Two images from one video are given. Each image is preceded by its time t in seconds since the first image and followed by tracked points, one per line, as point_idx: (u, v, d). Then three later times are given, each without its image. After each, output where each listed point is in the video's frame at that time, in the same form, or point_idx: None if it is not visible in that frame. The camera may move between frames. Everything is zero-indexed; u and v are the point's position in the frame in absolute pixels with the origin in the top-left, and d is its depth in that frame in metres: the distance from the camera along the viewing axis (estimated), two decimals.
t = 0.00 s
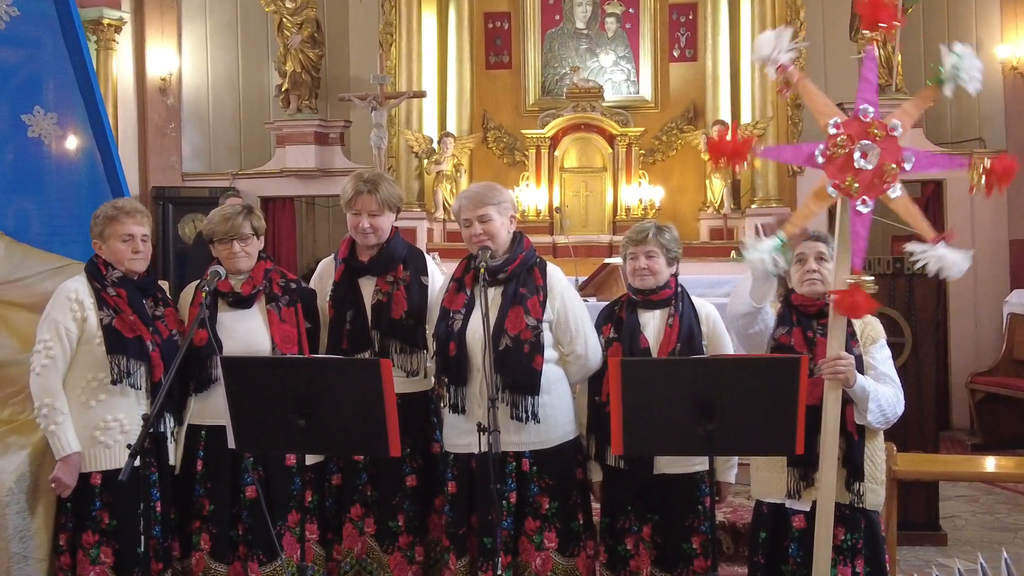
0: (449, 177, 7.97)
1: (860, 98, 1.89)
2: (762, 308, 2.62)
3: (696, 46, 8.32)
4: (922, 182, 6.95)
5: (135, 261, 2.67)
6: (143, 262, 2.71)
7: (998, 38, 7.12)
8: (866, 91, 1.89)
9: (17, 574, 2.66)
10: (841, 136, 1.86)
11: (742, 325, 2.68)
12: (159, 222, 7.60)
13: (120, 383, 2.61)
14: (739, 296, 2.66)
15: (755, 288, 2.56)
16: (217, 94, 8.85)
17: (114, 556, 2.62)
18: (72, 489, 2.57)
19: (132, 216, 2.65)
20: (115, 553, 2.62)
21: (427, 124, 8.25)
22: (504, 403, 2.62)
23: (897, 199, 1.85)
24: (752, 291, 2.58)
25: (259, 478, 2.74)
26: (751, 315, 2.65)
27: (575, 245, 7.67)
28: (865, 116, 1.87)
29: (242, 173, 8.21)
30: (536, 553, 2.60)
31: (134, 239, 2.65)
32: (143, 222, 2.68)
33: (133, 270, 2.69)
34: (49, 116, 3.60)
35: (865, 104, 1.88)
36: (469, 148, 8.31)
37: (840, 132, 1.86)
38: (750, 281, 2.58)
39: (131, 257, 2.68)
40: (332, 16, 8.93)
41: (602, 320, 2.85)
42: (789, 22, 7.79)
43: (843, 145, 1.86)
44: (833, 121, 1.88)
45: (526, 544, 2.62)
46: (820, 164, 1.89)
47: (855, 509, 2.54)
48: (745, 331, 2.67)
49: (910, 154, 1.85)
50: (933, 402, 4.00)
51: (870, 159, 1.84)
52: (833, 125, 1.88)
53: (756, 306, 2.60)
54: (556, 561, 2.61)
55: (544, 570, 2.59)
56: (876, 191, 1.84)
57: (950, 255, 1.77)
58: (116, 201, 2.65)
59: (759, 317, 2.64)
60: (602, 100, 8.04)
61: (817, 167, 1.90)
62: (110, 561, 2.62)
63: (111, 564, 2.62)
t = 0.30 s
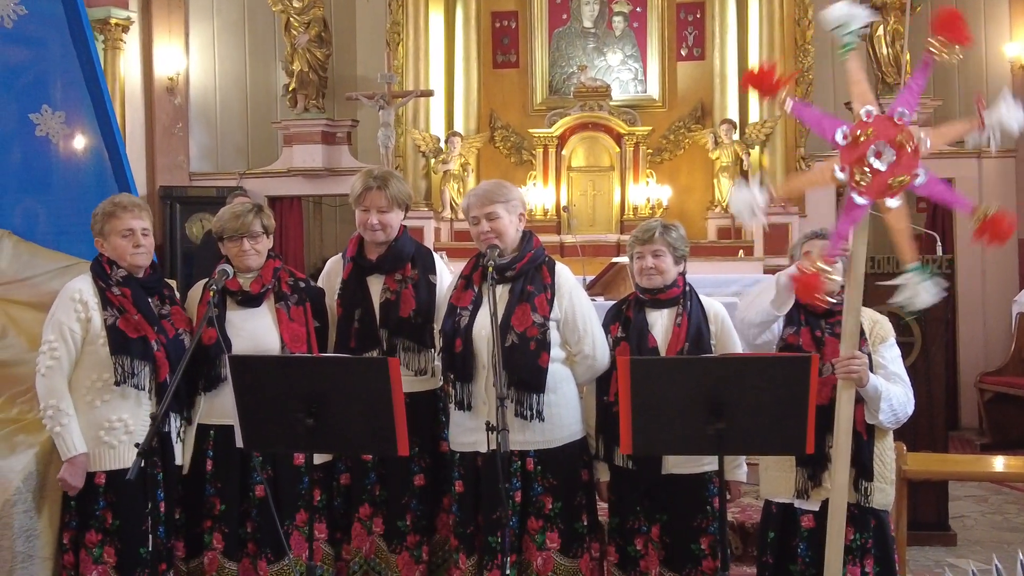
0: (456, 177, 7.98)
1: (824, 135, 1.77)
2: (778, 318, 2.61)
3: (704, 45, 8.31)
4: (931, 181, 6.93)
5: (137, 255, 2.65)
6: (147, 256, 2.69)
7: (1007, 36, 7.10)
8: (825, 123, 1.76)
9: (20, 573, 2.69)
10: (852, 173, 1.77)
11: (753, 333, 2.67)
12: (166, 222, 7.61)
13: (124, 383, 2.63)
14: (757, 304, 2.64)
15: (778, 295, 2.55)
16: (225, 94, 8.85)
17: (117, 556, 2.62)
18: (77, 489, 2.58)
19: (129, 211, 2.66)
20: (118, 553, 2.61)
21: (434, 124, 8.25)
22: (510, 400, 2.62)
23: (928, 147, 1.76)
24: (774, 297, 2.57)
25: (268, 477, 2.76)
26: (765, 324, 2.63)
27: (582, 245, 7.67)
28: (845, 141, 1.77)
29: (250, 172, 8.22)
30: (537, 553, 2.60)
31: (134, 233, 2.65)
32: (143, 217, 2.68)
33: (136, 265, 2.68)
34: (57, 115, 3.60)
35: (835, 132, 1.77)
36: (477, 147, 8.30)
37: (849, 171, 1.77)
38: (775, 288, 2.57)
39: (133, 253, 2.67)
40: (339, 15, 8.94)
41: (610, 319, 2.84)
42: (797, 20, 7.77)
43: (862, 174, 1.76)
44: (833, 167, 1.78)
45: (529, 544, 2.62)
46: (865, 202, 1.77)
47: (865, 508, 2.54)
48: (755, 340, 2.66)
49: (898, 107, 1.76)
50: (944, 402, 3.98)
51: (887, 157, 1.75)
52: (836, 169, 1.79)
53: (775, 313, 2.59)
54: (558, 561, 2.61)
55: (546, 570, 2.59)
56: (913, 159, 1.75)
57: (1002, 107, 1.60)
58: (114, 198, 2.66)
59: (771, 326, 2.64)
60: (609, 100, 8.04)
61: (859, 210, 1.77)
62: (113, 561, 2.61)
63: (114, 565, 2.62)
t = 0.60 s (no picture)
0: (462, 176, 7.95)
1: (832, 191, 1.78)
2: (775, 315, 2.66)
3: (710, 45, 8.29)
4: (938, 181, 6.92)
5: (141, 253, 2.68)
6: (151, 253, 2.71)
7: (1015, 35, 7.07)
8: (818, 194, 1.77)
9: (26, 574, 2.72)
10: (881, 193, 1.76)
11: (755, 334, 2.71)
12: (173, 222, 7.62)
13: (131, 387, 2.64)
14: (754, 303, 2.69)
15: (770, 293, 2.60)
16: (231, 94, 8.86)
17: (123, 559, 2.63)
18: (82, 493, 2.60)
19: (130, 210, 2.66)
20: (124, 555, 2.62)
21: (440, 124, 8.25)
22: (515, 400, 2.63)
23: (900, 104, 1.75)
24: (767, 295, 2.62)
25: (275, 479, 2.80)
26: (765, 323, 2.68)
27: (589, 245, 7.67)
28: (852, 179, 1.77)
29: (256, 173, 8.24)
30: (539, 554, 2.60)
31: (136, 231, 2.66)
32: (144, 216, 2.69)
33: (141, 263, 2.70)
34: (64, 115, 3.62)
35: (838, 181, 1.78)
36: (483, 147, 8.30)
37: (879, 196, 1.76)
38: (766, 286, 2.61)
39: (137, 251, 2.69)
40: (345, 15, 8.93)
41: (617, 319, 2.85)
42: (803, 20, 7.76)
43: (889, 185, 1.74)
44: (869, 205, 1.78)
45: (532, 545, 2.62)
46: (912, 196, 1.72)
47: (873, 509, 2.53)
48: (759, 340, 2.71)
49: (860, 116, 1.77)
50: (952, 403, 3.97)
51: (892, 157, 1.74)
52: (872, 203, 1.78)
53: (771, 312, 2.63)
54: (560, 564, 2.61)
55: (546, 571, 2.59)
56: (907, 132, 1.74)
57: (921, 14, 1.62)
58: (114, 197, 2.67)
59: (772, 325, 2.68)
60: (615, 99, 8.02)
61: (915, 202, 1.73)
62: (119, 562, 2.62)
63: (120, 567, 2.62)
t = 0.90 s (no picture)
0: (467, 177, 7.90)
1: (860, 213, 1.90)
2: (780, 306, 2.75)
3: (715, 45, 8.30)
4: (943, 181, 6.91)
5: (144, 255, 2.70)
6: (155, 255, 2.74)
7: (1019, 35, 7.07)
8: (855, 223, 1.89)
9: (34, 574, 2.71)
10: (904, 183, 1.87)
11: (762, 324, 2.82)
12: (178, 222, 7.63)
13: (133, 390, 2.67)
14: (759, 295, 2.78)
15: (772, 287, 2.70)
16: (236, 95, 8.87)
17: (123, 561, 2.66)
18: (81, 494, 2.63)
19: (133, 212, 2.70)
20: (124, 558, 2.65)
21: (445, 124, 8.26)
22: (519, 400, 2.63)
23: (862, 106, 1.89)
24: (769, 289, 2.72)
25: (279, 481, 2.78)
26: (770, 313, 2.78)
27: (593, 246, 7.66)
28: (873, 194, 1.88)
29: (260, 174, 8.25)
30: (541, 557, 2.60)
31: (139, 233, 2.70)
32: (147, 218, 2.73)
33: (144, 265, 2.73)
34: (68, 116, 3.62)
35: (862, 205, 1.89)
36: (487, 148, 8.30)
37: (905, 188, 1.87)
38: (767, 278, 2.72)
39: (141, 253, 2.72)
40: (350, 16, 8.95)
41: (621, 321, 2.85)
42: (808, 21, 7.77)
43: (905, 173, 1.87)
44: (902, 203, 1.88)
45: (533, 547, 2.62)
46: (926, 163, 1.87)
47: (877, 510, 2.53)
48: (765, 330, 2.82)
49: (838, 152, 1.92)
50: (956, 403, 3.97)
51: (888, 154, 1.88)
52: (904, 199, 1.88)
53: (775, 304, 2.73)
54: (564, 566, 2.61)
55: (550, 574, 2.58)
56: (884, 128, 1.88)
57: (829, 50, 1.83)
58: (118, 199, 2.70)
59: (777, 315, 2.78)
60: (620, 100, 8.02)
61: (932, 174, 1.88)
62: (119, 565, 2.65)
63: (121, 570, 2.66)
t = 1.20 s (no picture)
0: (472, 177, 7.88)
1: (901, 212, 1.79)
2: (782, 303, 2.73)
3: (719, 46, 8.30)
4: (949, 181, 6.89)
5: (143, 256, 2.72)
6: (154, 257, 2.76)
7: None
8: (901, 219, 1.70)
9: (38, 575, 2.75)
10: (912, 162, 1.77)
11: (763, 325, 2.77)
12: (184, 223, 7.65)
13: (131, 392, 2.70)
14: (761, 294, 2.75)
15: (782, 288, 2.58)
16: (242, 96, 8.81)
17: (124, 563, 2.69)
18: (78, 496, 2.65)
19: (133, 214, 2.72)
20: (125, 559, 2.68)
21: (449, 125, 8.27)
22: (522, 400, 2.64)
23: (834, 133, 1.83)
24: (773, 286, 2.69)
25: (284, 482, 2.85)
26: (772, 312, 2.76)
27: (597, 246, 7.64)
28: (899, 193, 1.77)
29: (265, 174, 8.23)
30: (549, 557, 2.60)
31: (139, 234, 2.71)
32: (147, 219, 2.75)
33: (144, 267, 2.75)
34: (72, 117, 3.62)
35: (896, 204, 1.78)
36: (492, 149, 8.26)
37: (917, 165, 1.77)
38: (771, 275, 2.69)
39: (141, 254, 2.74)
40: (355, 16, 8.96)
41: (622, 321, 2.87)
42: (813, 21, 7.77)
43: (908, 155, 1.77)
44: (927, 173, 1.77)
45: (538, 547, 2.61)
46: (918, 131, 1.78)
47: (877, 511, 2.53)
48: (767, 331, 2.76)
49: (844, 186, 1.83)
50: (960, 404, 3.96)
51: (885, 157, 1.78)
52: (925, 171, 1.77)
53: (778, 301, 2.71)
54: (570, 565, 2.62)
55: (557, 573, 2.59)
56: (859, 137, 1.80)
57: (775, 115, 1.76)
58: (118, 202, 2.73)
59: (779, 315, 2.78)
60: (624, 100, 8.03)
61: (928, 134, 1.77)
62: (120, 566, 2.68)
63: (122, 571, 2.68)
